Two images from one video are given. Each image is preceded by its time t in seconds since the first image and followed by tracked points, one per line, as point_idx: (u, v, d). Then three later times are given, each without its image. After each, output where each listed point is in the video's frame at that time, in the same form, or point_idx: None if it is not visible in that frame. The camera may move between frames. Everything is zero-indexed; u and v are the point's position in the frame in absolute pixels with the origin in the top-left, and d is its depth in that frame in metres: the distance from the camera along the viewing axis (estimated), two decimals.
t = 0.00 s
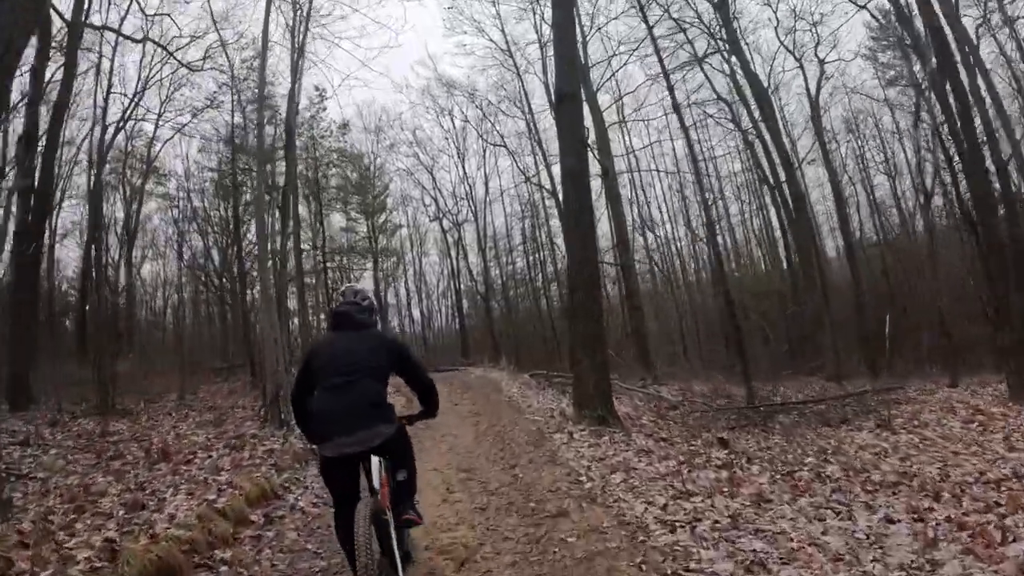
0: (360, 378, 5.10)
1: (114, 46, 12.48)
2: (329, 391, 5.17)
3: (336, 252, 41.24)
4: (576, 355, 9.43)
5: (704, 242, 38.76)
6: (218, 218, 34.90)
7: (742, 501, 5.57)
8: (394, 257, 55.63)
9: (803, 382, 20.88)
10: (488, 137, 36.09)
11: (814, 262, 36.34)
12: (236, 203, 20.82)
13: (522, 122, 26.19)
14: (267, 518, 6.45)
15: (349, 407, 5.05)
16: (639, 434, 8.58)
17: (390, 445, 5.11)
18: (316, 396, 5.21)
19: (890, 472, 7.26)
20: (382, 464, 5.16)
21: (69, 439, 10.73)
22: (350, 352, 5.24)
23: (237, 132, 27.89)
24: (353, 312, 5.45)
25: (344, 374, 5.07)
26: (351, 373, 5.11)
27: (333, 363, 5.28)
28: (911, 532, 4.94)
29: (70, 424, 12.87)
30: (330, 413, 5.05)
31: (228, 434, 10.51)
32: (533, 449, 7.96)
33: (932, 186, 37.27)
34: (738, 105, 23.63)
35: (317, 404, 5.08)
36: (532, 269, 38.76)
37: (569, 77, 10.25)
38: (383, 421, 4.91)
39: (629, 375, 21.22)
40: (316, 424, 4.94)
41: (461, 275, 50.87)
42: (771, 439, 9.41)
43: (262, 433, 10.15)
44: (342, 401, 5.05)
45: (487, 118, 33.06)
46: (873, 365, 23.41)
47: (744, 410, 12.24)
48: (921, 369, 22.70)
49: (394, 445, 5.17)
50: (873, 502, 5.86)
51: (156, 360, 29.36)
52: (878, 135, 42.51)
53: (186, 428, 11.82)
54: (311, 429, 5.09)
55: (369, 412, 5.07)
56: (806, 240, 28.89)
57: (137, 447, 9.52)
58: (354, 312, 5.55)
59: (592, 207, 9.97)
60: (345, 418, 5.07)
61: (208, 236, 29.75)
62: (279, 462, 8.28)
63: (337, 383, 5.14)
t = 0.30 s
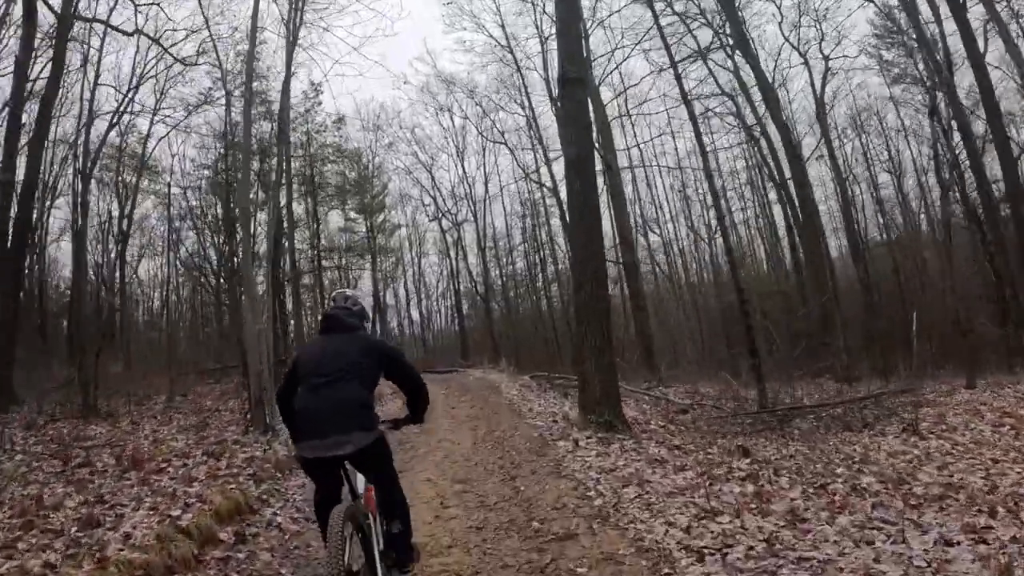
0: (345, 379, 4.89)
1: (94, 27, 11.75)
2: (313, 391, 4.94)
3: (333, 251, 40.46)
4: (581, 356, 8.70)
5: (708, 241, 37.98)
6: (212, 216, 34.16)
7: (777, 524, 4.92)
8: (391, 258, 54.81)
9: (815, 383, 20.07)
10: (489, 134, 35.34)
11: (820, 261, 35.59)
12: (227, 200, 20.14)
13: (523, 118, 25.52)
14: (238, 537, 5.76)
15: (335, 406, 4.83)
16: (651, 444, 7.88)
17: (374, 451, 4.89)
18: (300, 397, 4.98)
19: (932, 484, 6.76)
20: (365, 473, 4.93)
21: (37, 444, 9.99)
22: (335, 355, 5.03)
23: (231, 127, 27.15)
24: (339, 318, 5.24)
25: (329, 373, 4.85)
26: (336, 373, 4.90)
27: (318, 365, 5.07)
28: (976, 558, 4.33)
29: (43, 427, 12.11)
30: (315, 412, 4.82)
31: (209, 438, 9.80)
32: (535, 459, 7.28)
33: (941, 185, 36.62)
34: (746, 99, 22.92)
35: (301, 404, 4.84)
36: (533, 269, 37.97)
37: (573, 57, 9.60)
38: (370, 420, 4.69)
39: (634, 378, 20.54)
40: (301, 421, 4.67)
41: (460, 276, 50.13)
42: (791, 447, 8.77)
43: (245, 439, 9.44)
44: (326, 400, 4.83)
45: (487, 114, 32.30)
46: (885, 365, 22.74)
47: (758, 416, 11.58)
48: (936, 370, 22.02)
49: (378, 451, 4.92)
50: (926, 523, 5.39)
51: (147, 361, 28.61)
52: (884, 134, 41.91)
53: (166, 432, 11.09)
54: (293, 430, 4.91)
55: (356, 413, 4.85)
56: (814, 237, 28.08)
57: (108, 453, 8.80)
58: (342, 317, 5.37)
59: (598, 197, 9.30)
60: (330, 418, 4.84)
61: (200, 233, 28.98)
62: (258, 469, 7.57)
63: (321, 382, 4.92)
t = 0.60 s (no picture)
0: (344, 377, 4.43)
1: (79, 13, 11.12)
2: (308, 390, 4.46)
3: (338, 252, 39.84)
4: (595, 356, 8.03)
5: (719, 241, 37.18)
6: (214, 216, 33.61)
7: (829, 551, 4.25)
8: (397, 259, 54.15)
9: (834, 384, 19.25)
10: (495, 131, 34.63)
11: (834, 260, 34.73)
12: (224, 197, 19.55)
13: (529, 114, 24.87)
14: (211, 559, 5.10)
15: (334, 405, 4.36)
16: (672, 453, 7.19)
17: (373, 453, 4.44)
18: (293, 397, 4.51)
19: (990, 497, 6.03)
20: (363, 476, 4.48)
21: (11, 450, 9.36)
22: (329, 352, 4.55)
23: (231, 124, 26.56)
24: (329, 312, 4.73)
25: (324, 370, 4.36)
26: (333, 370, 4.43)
27: (313, 362, 4.58)
28: None
29: (24, 433, 11.48)
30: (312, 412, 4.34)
31: (194, 444, 9.15)
32: (545, 469, 6.62)
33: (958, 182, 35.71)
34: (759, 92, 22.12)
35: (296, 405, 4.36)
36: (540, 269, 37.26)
37: (584, 37, 8.93)
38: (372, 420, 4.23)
39: (646, 380, 19.85)
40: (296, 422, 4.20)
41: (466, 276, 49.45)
42: (824, 455, 8.07)
43: (232, 444, 8.79)
44: (323, 398, 4.36)
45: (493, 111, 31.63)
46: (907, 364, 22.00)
47: (782, 420, 10.87)
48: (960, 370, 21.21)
49: (378, 453, 4.47)
50: (996, 542, 4.74)
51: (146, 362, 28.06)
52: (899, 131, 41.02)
53: (151, 436, 10.43)
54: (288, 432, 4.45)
55: (356, 411, 4.39)
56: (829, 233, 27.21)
57: (83, 460, 8.14)
58: (333, 311, 4.88)
59: (613, 185, 8.64)
60: (327, 417, 4.37)
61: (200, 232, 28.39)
62: (242, 479, 6.92)
63: (316, 380, 4.45)
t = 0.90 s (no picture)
0: (335, 383, 4.36)
1: None
2: (300, 395, 4.38)
3: (338, 249, 39.03)
4: (608, 356, 7.37)
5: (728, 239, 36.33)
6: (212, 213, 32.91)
7: None
8: (399, 257, 53.33)
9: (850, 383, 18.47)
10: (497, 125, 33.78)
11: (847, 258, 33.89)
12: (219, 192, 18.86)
13: (534, 107, 24.09)
14: None
15: (324, 411, 4.31)
16: (694, 465, 6.51)
17: (370, 454, 4.40)
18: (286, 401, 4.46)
19: None
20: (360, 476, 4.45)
21: None
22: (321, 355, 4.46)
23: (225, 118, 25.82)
24: (321, 315, 4.64)
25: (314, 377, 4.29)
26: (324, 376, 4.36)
27: (303, 366, 4.51)
28: None
29: None
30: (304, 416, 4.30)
31: (175, 450, 8.50)
32: (554, 483, 5.98)
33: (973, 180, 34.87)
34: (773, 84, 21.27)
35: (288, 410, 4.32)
36: (545, 269, 36.45)
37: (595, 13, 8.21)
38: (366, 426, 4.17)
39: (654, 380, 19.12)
40: (289, 427, 4.14)
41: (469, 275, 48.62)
42: (858, 468, 7.40)
43: (215, 451, 8.13)
44: (314, 404, 4.32)
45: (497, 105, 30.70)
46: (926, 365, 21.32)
47: (805, 426, 10.18)
48: (982, 372, 20.35)
49: (376, 453, 4.42)
50: None
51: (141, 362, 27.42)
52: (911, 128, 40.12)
53: (132, 441, 9.76)
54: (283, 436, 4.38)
55: (349, 416, 4.36)
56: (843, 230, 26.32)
57: (51, 468, 7.49)
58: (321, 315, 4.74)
59: (627, 171, 7.95)
60: (321, 421, 4.33)
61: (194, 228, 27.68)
62: (220, 492, 6.29)
63: (307, 386, 4.39)
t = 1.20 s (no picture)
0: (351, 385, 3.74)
1: None
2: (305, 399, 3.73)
3: (343, 249, 38.45)
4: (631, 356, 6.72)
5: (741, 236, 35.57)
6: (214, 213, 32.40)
7: None
8: (405, 257, 52.76)
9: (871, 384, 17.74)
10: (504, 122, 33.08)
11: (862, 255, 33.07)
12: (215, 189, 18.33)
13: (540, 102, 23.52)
14: None
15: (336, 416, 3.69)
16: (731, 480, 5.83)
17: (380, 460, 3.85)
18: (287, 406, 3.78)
19: None
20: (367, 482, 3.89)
21: None
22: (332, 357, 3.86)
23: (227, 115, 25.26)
24: (329, 318, 4.04)
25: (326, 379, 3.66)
26: (338, 378, 3.75)
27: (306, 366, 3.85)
28: None
29: None
30: (311, 423, 3.67)
31: (160, 458, 7.87)
32: (577, 499, 5.31)
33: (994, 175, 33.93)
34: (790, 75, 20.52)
35: (292, 418, 3.66)
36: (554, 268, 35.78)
37: None
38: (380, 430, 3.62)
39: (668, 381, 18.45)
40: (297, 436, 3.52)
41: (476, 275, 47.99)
42: (906, 481, 6.74)
43: (203, 460, 7.51)
44: (326, 410, 3.67)
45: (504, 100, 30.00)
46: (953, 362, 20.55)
47: (836, 431, 9.51)
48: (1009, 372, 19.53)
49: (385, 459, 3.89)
50: None
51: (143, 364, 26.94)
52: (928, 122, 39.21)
53: (119, 448, 9.15)
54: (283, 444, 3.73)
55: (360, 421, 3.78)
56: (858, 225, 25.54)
57: (23, 478, 6.89)
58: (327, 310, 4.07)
59: (649, 155, 7.31)
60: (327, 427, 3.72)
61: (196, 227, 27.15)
62: (203, 508, 5.67)
63: (316, 389, 3.75)
